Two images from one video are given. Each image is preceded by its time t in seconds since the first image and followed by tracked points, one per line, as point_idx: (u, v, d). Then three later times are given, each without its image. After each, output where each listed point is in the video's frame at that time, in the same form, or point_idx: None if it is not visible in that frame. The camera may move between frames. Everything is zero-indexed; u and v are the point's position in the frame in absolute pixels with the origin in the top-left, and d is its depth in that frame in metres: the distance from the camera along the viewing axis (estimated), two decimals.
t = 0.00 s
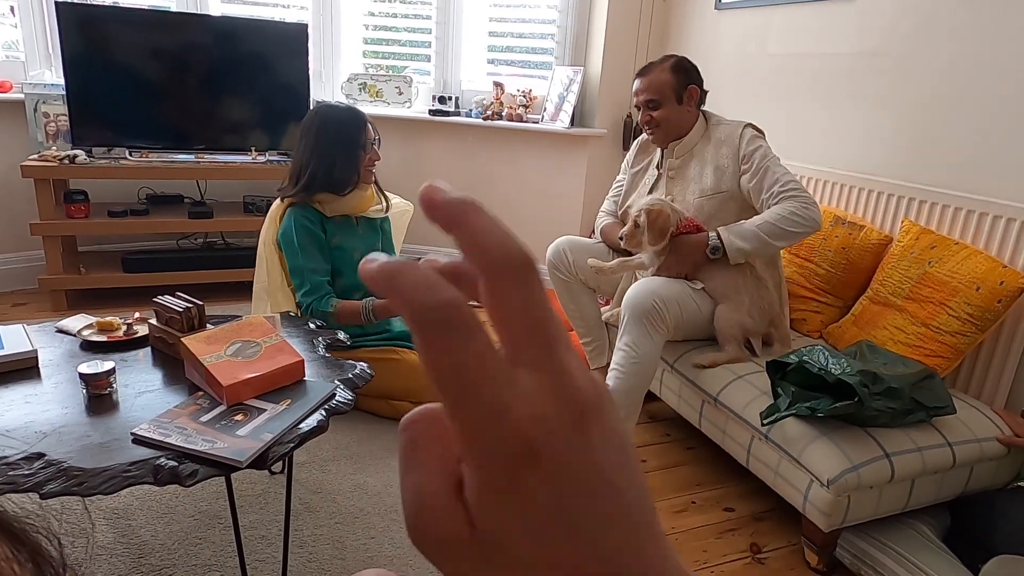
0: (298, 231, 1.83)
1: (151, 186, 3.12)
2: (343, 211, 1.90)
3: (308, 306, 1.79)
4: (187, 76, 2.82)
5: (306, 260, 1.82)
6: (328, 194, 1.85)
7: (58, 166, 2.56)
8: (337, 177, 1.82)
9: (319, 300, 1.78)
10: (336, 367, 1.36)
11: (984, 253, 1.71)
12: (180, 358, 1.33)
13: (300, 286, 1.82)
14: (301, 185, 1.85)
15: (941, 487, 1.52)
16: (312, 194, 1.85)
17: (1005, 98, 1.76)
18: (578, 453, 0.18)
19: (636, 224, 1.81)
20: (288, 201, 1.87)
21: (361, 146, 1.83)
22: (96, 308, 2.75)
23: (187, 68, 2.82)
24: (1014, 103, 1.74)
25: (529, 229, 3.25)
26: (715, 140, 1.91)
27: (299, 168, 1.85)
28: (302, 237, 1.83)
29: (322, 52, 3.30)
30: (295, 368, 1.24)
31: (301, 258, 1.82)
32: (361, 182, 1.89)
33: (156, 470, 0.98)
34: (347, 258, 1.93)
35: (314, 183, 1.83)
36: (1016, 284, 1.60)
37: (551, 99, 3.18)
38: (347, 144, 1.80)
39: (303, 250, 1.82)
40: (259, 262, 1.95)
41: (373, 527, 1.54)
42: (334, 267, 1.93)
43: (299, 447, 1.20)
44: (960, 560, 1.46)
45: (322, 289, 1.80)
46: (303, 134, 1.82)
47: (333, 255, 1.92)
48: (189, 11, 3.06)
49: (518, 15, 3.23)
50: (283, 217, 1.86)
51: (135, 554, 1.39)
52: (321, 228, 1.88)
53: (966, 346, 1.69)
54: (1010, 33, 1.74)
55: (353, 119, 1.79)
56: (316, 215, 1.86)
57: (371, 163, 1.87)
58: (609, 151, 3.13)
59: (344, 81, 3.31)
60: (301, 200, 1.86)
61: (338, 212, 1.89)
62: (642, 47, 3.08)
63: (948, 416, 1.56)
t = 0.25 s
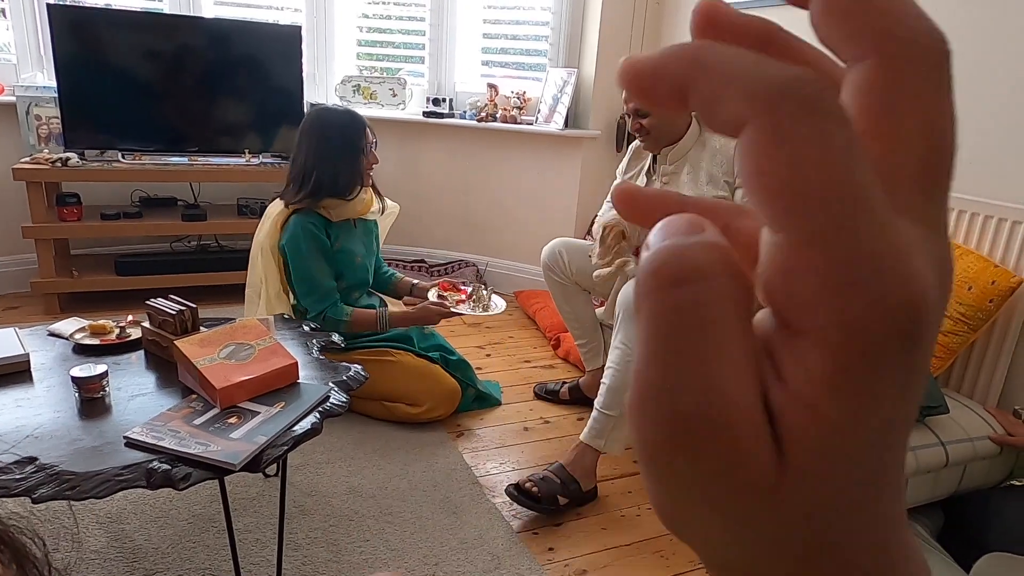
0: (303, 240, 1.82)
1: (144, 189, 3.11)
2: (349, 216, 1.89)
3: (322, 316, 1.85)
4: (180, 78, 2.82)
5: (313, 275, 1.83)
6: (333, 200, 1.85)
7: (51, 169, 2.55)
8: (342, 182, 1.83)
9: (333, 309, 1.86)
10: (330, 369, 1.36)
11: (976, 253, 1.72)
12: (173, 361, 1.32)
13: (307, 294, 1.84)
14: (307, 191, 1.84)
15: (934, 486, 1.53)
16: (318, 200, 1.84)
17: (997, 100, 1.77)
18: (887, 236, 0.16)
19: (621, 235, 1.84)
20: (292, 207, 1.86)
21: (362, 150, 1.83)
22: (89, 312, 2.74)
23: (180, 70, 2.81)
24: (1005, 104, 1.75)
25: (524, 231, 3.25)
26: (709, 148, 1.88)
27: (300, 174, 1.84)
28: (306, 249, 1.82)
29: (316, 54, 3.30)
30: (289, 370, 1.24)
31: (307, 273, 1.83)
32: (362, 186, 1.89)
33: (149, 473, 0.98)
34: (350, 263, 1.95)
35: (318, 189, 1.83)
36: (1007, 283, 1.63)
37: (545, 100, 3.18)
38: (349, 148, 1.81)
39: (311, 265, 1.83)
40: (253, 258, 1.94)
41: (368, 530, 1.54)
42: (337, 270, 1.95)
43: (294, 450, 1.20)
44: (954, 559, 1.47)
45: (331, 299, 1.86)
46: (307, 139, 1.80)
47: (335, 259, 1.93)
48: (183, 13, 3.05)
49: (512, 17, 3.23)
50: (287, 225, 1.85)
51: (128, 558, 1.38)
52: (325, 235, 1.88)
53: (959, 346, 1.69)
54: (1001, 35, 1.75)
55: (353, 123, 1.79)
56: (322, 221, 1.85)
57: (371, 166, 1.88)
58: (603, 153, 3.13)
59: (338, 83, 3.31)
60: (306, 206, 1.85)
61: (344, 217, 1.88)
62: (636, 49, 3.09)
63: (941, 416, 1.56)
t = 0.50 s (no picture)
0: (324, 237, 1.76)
1: (145, 190, 3.11)
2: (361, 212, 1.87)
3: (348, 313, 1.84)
4: (180, 78, 2.82)
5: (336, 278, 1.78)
6: (348, 199, 1.83)
7: (51, 169, 2.55)
8: (354, 179, 1.83)
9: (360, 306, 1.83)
10: (331, 368, 1.36)
11: (977, 251, 1.72)
12: (174, 361, 1.32)
13: (332, 291, 1.79)
14: (319, 191, 1.82)
15: (935, 484, 1.53)
16: (332, 200, 1.82)
17: (996, 98, 1.77)
18: (472, 381, 0.13)
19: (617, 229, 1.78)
20: (305, 208, 1.82)
21: (368, 149, 1.84)
22: (90, 312, 2.74)
23: (180, 70, 2.81)
24: (1005, 102, 1.75)
25: (524, 230, 3.25)
26: (710, 151, 1.89)
27: (309, 177, 1.83)
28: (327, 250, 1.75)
29: (315, 54, 3.30)
30: (289, 370, 1.24)
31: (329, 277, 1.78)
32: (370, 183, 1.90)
33: (150, 474, 0.98)
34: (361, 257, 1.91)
35: (331, 191, 1.81)
36: (1009, 281, 1.61)
37: (545, 100, 3.18)
38: (357, 149, 1.82)
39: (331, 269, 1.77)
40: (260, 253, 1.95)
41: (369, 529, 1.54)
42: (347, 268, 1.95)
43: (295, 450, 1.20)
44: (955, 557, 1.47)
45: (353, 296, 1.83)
46: (317, 138, 1.80)
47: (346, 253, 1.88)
48: (182, 13, 3.05)
49: (512, 16, 3.23)
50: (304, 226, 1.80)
51: (129, 558, 1.38)
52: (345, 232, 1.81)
53: (959, 343, 1.69)
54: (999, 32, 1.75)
55: (358, 123, 1.80)
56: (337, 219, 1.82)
57: (377, 163, 1.89)
58: (603, 151, 3.13)
59: (337, 83, 3.31)
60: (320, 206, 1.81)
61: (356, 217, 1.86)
62: (635, 48, 3.09)
63: (942, 414, 1.56)
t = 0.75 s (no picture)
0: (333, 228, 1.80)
1: (143, 191, 3.11)
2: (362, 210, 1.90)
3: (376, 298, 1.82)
4: (178, 79, 2.81)
5: (352, 270, 1.79)
6: (349, 196, 1.85)
7: (50, 170, 2.55)
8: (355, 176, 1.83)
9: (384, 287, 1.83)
10: (329, 370, 1.36)
11: (975, 252, 1.72)
12: (172, 362, 1.32)
13: (352, 274, 1.80)
14: (321, 190, 1.82)
15: (934, 486, 1.53)
16: (334, 197, 1.83)
17: (995, 99, 1.77)
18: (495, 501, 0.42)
19: (612, 227, 1.80)
20: (307, 206, 1.83)
21: (366, 148, 1.83)
22: (88, 313, 2.74)
23: (179, 71, 2.81)
24: (1003, 104, 1.75)
25: (523, 231, 3.25)
26: (711, 153, 1.90)
27: (306, 177, 1.83)
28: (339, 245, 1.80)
29: (314, 55, 3.30)
30: (288, 371, 1.24)
31: (345, 270, 1.79)
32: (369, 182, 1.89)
33: (148, 475, 0.98)
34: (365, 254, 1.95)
35: (330, 189, 1.82)
36: (1006, 283, 1.62)
37: (544, 101, 3.18)
38: (354, 147, 1.80)
39: (347, 262, 1.79)
40: (261, 253, 1.95)
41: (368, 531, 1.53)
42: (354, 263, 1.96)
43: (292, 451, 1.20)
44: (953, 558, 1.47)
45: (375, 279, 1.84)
46: (315, 136, 1.78)
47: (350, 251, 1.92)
48: (181, 14, 3.05)
49: (511, 18, 3.23)
50: (309, 225, 1.81)
51: (127, 560, 1.38)
52: (349, 228, 1.86)
53: (957, 344, 1.70)
54: (998, 34, 1.75)
55: (354, 122, 1.79)
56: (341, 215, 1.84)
57: (375, 162, 1.88)
58: (602, 153, 3.13)
59: (336, 84, 3.30)
60: (322, 203, 1.82)
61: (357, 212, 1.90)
62: (634, 49, 3.09)
63: (940, 415, 1.56)
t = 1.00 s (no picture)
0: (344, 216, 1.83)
1: (146, 195, 3.12)
2: (362, 211, 1.91)
3: (397, 269, 1.80)
4: (181, 83, 2.82)
5: (367, 250, 1.79)
6: (349, 196, 1.86)
7: (53, 175, 2.55)
8: (353, 177, 1.83)
9: (403, 258, 1.81)
10: (332, 374, 1.36)
11: (977, 255, 1.72)
12: (175, 366, 1.33)
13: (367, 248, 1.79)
14: (321, 190, 1.83)
15: (937, 489, 1.53)
16: (334, 196, 1.84)
17: (997, 102, 1.77)
18: None
19: (618, 224, 1.82)
20: (307, 207, 1.84)
21: (366, 149, 1.83)
22: (90, 317, 2.74)
23: (181, 75, 2.82)
24: (1004, 106, 1.75)
25: (524, 234, 3.25)
26: (714, 158, 1.90)
27: (306, 178, 1.83)
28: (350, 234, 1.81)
29: (316, 59, 3.31)
30: (290, 375, 1.24)
31: (361, 252, 1.80)
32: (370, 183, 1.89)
33: (151, 479, 0.98)
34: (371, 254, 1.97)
35: (330, 189, 1.82)
36: (1009, 285, 1.61)
37: (545, 105, 3.18)
38: (354, 148, 1.81)
39: (362, 245, 1.80)
40: (263, 254, 1.96)
41: (370, 534, 1.54)
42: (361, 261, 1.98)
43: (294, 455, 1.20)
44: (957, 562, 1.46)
45: (393, 253, 1.82)
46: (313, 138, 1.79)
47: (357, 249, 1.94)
48: (184, 18, 3.07)
49: (513, 21, 3.23)
50: (311, 226, 1.83)
51: (130, 564, 1.38)
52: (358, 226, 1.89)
53: (960, 348, 1.69)
54: (1000, 36, 1.75)
55: (353, 123, 1.79)
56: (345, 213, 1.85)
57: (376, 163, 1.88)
58: (604, 156, 3.13)
59: (338, 88, 3.31)
60: (323, 203, 1.84)
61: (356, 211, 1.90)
62: (635, 53, 3.09)
63: (943, 418, 1.56)
